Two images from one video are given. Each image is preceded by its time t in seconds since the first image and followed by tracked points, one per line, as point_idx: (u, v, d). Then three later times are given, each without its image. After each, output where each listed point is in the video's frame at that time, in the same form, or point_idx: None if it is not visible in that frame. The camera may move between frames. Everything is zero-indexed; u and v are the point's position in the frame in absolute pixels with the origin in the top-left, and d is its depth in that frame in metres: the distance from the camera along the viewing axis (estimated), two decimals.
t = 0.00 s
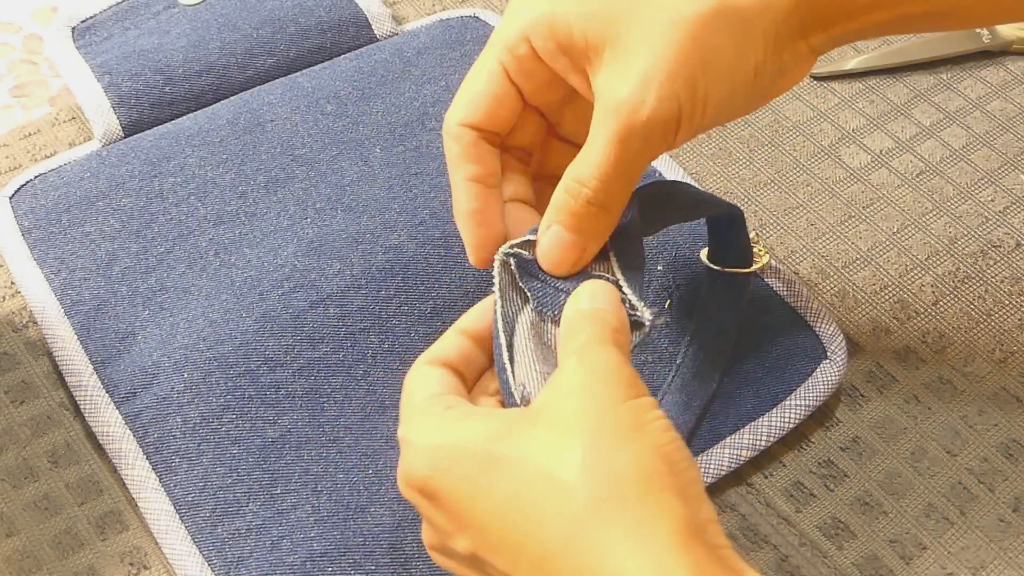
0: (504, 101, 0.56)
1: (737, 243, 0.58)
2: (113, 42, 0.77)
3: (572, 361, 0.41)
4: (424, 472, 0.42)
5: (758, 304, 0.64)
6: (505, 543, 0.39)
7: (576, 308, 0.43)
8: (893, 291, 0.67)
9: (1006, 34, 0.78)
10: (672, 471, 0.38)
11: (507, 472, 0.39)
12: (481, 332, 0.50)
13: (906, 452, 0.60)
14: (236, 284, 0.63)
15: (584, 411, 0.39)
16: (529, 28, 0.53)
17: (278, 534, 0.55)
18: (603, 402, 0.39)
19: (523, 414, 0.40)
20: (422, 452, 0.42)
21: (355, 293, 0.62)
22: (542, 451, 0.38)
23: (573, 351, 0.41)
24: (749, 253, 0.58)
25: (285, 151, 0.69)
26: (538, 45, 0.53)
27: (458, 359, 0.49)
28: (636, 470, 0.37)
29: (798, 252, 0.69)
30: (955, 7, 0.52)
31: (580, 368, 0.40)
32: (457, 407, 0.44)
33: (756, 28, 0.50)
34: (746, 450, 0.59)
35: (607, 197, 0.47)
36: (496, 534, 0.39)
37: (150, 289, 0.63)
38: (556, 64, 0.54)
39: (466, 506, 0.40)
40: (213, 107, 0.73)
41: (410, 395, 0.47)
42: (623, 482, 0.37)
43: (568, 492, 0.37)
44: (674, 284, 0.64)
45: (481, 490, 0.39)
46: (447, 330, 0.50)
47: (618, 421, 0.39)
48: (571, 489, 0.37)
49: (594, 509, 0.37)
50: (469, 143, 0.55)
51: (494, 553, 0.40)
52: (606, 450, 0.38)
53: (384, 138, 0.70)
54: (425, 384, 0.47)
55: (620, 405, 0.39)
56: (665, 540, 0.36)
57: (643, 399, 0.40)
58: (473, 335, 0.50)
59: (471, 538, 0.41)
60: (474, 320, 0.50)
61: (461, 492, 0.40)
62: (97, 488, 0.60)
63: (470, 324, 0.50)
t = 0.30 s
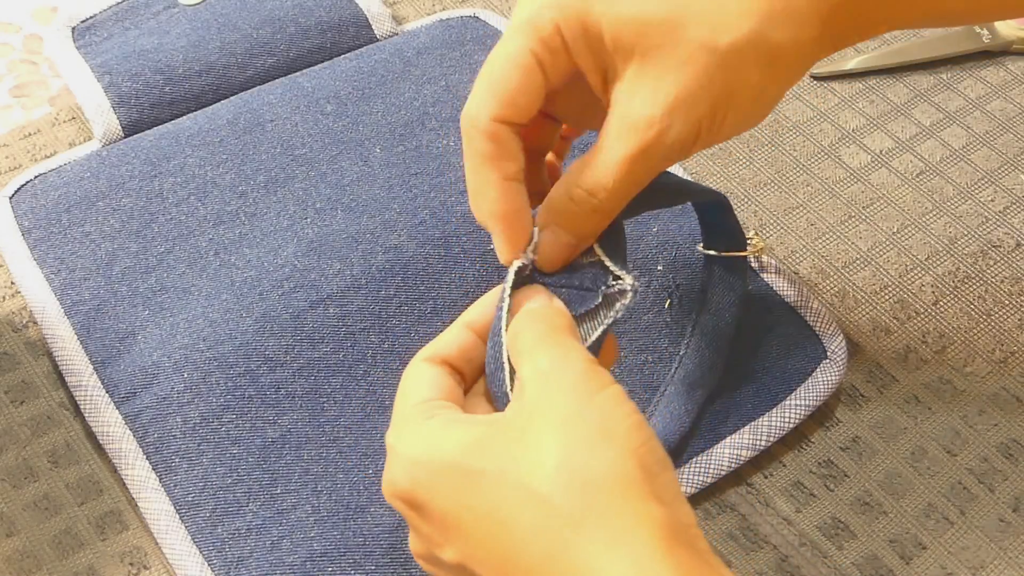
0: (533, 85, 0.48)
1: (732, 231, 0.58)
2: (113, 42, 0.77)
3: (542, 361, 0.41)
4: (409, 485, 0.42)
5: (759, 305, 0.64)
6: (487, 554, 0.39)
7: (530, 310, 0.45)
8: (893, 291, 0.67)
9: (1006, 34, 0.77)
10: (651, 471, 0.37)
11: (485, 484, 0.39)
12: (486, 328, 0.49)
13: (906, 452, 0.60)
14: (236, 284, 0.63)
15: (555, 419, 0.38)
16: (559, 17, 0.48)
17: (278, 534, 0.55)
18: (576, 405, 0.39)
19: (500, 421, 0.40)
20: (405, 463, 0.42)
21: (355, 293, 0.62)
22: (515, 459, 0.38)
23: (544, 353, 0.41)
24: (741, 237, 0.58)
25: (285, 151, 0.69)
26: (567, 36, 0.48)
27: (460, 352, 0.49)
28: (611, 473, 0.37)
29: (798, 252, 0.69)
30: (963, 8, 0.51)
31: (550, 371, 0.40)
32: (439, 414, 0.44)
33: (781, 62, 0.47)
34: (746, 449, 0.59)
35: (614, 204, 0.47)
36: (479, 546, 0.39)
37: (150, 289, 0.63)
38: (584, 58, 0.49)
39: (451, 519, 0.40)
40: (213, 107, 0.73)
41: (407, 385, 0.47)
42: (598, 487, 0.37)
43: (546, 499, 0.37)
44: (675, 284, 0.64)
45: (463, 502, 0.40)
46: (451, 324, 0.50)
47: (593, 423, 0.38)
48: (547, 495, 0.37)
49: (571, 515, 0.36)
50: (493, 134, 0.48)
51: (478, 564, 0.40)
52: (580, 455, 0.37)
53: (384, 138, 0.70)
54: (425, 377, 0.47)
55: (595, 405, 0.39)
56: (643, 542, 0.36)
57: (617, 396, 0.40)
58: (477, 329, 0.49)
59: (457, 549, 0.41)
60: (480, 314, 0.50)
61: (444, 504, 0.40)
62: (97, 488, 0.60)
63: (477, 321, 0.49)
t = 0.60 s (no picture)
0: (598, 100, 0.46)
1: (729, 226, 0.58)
2: (113, 42, 0.77)
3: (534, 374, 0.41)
4: (405, 500, 0.43)
5: (758, 305, 0.64)
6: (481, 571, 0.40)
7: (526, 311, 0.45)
8: (893, 291, 0.67)
9: (1006, 34, 0.77)
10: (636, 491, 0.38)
11: (478, 503, 0.40)
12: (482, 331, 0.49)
13: (906, 452, 0.60)
14: (236, 284, 0.63)
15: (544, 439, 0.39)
16: (628, 31, 0.46)
17: (278, 534, 0.55)
18: (563, 424, 0.39)
19: (493, 435, 0.41)
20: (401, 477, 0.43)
21: (355, 293, 0.62)
22: (504, 481, 0.39)
23: (536, 363, 0.41)
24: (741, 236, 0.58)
25: (285, 151, 0.69)
26: (633, 51, 0.47)
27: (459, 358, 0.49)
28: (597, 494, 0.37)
29: (798, 252, 0.69)
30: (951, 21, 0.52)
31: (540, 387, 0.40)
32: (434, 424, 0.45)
33: (814, 91, 0.51)
34: (746, 449, 0.59)
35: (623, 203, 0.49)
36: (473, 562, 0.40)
37: (150, 289, 0.63)
38: (641, 71, 0.48)
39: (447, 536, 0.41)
40: (213, 107, 0.73)
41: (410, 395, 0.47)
42: (583, 508, 0.37)
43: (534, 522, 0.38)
44: (674, 284, 0.64)
45: (458, 520, 0.40)
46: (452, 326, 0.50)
47: (580, 442, 0.38)
48: (533, 517, 0.38)
49: (558, 536, 0.37)
50: (559, 151, 0.45)
51: None
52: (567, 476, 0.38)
53: (384, 138, 0.70)
54: (423, 386, 0.47)
55: (582, 424, 0.39)
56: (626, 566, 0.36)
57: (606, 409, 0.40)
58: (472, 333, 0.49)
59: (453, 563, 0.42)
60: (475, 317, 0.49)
61: (439, 522, 0.41)
62: (97, 488, 0.60)
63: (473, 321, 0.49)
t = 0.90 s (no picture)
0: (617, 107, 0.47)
1: (725, 224, 0.57)
2: (112, 42, 0.77)
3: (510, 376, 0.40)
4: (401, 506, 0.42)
5: (758, 305, 0.64)
6: None
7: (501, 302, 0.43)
8: (893, 291, 0.67)
9: (1006, 34, 0.77)
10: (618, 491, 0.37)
11: (466, 508, 0.39)
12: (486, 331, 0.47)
13: (906, 452, 0.60)
14: (236, 284, 0.63)
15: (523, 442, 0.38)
16: (657, 46, 0.46)
17: (278, 534, 0.55)
18: (542, 431, 0.38)
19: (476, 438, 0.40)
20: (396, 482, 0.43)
21: (355, 293, 0.62)
22: (487, 486, 0.38)
23: (513, 361, 0.41)
24: (736, 230, 0.57)
25: (285, 151, 0.69)
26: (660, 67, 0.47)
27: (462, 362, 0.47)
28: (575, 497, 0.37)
29: (798, 252, 0.69)
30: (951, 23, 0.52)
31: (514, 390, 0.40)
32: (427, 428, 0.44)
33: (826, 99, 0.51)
34: (746, 450, 0.59)
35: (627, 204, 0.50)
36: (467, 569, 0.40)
37: (150, 289, 0.63)
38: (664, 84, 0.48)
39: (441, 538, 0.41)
40: (214, 107, 0.73)
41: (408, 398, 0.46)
42: (566, 509, 0.37)
43: (517, 526, 0.37)
44: (674, 284, 0.64)
45: (448, 525, 0.40)
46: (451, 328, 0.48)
47: (564, 441, 0.38)
48: (514, 523, 0.37)
49: (542, 541, 0.37)
50: (582, 165, 0.45)
51: None
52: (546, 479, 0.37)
53: (384, 139, 0.70)
54: (422, 391, 0.45)
55: (557, 428, 0.38)
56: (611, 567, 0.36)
57: (585, 409, 0.39)
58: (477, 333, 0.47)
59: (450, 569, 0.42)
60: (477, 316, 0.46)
61: (429, 530, 0.41)
62: (97, 488, 0.60)
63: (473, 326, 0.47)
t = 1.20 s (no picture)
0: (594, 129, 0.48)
1: (737, 228, 0.59)
2: (112, 42, 0.77)
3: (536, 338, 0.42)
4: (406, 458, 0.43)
5: (759, 305, 0.64)
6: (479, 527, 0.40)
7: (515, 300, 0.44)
8: (893, 291, 0.67)
9: (1006, 34, 0.77)
10: (648, 454, 0.39)
11: (483, 457, 0.40)
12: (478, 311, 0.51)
13: (906, 452, 0.60)
14: (236, 284, 0.63)
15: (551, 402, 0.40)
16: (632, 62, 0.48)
17: (278, 534, 0.55)
18: (578, 390, 0.40)
19: (498, 395, 0.42)
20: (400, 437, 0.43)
21: (355, 293, 0.62)
22: (516, 434, 0.40)
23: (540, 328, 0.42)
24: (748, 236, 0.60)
25: (286, 151, 0.69)
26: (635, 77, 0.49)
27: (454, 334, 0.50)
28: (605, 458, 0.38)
29: (798, 252, 0.69)
30: None
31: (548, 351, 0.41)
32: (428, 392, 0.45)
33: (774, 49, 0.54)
34: (746, 450, 0.59)
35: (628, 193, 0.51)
36: (470, 521, 0.40)
37: (150, 289, 0.63)
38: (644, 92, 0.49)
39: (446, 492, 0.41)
40: (213, 107, 0.73)
41: (400, 369, 0.48)
42: (599, 463, 0.38)
43: (546, 473, 0.38)
44: (675, 284, 0.64)
45: (457, 479, 0.41)
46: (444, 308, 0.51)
47: (601, 400, 0.40)
48: (544, 471, 0.38)
49: (569, 492, 0.38)
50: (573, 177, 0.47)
51: (461, 540, 0.41)
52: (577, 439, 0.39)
53: (384, 139, 0.70)
54: (416, 358, 0.48)
55: (594, 392, 0.40)
56: (636, 525, 0.37)
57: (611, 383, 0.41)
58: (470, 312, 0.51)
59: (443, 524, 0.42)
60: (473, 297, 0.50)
61: (433, 480, 0.42)
62: (97, 487, 0.60)
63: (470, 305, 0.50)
